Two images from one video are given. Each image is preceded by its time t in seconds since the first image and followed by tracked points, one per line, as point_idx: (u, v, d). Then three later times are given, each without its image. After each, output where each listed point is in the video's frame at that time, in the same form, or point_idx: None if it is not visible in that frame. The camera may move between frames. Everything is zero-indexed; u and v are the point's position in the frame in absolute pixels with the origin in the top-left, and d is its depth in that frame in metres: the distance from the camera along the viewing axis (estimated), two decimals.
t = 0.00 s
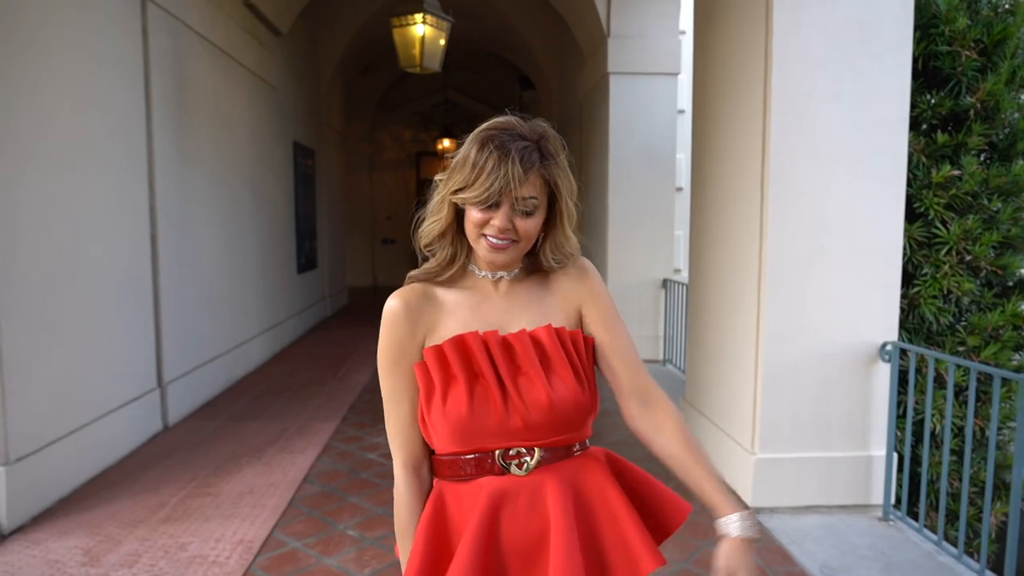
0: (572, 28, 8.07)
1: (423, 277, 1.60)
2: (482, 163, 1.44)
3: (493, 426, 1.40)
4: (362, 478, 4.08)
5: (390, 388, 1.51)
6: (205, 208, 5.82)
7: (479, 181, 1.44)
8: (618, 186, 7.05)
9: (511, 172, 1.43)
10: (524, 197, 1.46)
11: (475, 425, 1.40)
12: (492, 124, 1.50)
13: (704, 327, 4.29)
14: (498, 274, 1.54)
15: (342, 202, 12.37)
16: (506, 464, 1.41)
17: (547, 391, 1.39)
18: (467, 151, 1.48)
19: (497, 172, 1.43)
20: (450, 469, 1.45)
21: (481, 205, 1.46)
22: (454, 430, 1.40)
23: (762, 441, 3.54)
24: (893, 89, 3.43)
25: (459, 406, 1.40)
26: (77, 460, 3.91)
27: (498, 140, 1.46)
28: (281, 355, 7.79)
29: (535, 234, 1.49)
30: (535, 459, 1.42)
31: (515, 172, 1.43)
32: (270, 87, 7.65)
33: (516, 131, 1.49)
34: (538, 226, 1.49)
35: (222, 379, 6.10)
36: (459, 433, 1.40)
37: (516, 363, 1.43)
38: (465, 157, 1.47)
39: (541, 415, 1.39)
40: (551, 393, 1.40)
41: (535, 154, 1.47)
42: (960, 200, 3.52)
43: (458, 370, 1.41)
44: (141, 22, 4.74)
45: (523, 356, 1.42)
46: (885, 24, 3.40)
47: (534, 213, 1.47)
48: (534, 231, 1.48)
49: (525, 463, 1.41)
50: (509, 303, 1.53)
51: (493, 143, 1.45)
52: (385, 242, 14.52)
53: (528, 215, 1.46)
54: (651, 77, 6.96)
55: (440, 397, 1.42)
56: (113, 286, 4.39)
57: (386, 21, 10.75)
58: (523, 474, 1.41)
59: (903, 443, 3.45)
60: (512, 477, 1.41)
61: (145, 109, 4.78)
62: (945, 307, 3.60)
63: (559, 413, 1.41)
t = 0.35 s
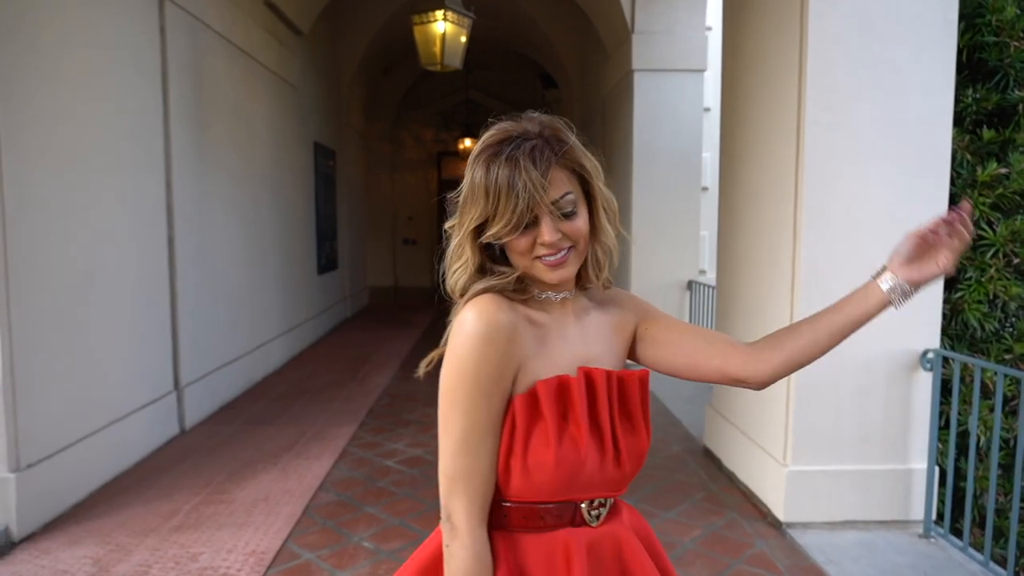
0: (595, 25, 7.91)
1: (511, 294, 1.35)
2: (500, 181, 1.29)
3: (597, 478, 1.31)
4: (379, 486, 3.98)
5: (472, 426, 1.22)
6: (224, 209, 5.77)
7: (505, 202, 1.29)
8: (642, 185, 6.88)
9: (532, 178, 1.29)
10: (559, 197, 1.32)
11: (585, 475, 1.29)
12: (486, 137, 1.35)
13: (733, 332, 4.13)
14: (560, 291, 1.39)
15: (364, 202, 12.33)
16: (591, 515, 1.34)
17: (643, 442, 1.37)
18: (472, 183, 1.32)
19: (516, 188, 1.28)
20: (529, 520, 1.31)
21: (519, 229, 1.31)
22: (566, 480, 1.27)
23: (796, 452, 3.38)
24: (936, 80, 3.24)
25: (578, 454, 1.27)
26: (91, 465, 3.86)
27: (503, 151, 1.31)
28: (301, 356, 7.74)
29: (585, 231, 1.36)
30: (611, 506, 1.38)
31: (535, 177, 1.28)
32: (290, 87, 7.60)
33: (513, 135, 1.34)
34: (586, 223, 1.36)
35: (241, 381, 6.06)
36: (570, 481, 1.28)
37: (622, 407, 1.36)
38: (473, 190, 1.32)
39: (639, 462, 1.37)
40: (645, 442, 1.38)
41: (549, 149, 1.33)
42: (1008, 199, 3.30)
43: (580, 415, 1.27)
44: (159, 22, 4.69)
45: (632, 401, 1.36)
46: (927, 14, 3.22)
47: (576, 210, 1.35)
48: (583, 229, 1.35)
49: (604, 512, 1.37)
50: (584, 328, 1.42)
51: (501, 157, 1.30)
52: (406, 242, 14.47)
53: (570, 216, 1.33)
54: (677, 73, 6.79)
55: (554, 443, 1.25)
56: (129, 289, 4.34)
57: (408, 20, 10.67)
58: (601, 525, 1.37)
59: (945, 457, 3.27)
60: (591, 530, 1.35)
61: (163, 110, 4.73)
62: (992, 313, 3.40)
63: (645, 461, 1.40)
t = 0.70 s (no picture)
0: (603, 23, 7.82)
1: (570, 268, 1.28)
2: (522, 165, 1.23)
3: (678, 482, 1.24)
4: (380, 491, 3.91)
5: (541, 404, 1.10)
6: (227, 209, 5.71)
7: (529, 188, 1.23)
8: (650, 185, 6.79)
9: (561, 156, 1.23)
10: (589, 175, 1.28)
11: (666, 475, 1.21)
12: (501, 115, 1.27)
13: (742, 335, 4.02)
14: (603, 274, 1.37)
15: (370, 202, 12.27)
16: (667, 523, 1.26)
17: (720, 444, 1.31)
18: (492, 167, 1.26)
19: (544, 170, 1.22)
20: (606, 530, 1.22)
21: (550, 215, 1.26)
22: (647, 481, 1.18)
23: (808, 459, 3.28)
24: (954, 76, 3.14)
25: (660, 451, 1.19)
26: (88, 470, 3.80)
27: (520, 132, 1.23)
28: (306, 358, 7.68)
29: (622, 209, 1.32)
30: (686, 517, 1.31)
31: (563, 155, 1.23)
32: (295, 87, 7.54)
33: (532, 110, 1.28)
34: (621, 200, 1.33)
35: (244, 383, 6.00)
36: (650, 483, 1.19)
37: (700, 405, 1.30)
38: (495, 175, 1.25)
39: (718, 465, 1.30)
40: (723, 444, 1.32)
41: (572, 125, 1.27)
42: None
43: (660, 409, 1.20)
44: (160, 20, 4.63)
45: (710, 399, 1.31)
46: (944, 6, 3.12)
47: (609, 186, 1.31)
48: (618, 206, 1.32)
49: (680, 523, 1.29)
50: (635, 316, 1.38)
51: (519, 138, 1.23)
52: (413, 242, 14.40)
53: (604, 194, 1.29)
54: (685, 71, 6.69)
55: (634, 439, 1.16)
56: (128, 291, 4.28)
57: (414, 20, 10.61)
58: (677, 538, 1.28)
59: (964, 464, 3.16)
60: (668, 544, 1.27)
61: (163, 109, 4.67)
62: (1010, 316, 3.30)
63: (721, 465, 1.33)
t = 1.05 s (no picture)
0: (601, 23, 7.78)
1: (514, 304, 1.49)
2: (520, 154, 1.28)
3: (595, 505, 1.30)
4: (373, 495, 3.87)
5: (465, 418, 1.43)
6: (222, 210, 5.69)
7: (522, 177, 1.27)
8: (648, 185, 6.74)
9: (553, 156, 1.26)
10: (582, 184, 1.28)
11: (575, 495, 1.30)
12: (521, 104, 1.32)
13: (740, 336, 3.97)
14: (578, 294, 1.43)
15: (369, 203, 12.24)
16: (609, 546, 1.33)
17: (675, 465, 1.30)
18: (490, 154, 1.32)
19: (533, 165, 1.26)
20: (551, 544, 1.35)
21: (532, 211, 1.28)
22: (547, 499, 1.31)
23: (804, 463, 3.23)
24: (953, 75, 3.08)
25: (551, 470, 1.31)
26: (77, 474, 3.77)
27: (533, 125, 1.28)
28: (303, 359, 7.64)
29: (610, 229, 1.29)
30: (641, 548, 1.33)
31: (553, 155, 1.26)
32: (292, 87, 7.51)
33: (544, 106, 1.31)
34: (615, 220, 1.30)
35: (239, 385, 5.96)
36: (553, 504, 1.31)
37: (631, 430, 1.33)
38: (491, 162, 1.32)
39: (657, 496, 1.30)
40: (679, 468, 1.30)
41: (582, 132, 1.29)
42: None
43: (552, 432, 1.32)
44: (152, 20, 4.60)
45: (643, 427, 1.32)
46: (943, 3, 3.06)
47: (604, 203, 1.29)
48: (609, 225, 1.29)
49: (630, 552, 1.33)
50: (608, 337, 1.42)
51: (527, 128, 1.28)
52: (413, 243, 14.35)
53: (594, 208, 1.28)
54: (684, 71, 6.64)
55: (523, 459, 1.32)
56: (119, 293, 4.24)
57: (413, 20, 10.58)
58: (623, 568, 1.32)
59: (964, 469, 3.10)
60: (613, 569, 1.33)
61: (155, 110, 4.63)
62: (1011, 318, 3.24)
63: (685, 493, 1.31)
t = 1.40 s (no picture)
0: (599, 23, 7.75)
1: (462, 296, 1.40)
2: (508, 126, 1.08)
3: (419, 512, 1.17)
4: (364, 497, 3.85)
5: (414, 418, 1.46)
6: (216, 211, 5.67)
7: (501, 149, 1.08)
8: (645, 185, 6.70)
9: (542, 140, 1.06)
10: (557, 177, 1.08)
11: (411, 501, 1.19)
12: (525, 79, 1.14)
13: (734, 337, 3.94)
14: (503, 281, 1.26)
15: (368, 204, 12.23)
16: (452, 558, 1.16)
17: (447, 491, 1.05)
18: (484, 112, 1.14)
19: (523, 143, 1.07)
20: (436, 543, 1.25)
21: (495, 186, 1.08)
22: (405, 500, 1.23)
23: (797, 467, 3.20)
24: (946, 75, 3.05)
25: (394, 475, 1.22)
26: (68, 476, 3.75)
27: (535, 102, 1.09)
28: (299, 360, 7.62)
29: (563, 233, 1.10)
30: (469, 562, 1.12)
31: (549, 143, 1.06)
32: (289, 88, 7.50)
33: (555, 90, 1.13)
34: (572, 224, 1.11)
35: (233, 386, 5.94)
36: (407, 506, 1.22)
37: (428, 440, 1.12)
38: (482, 120, 1.13)
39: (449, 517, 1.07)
40: (452, 492, 1.05)
41: (580, 127, 1.10)
42: None
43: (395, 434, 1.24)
44: (146, 20, 4.59)
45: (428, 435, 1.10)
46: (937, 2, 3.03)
47: (569, 205, 1.10)
48: (564, 229, 1.10)
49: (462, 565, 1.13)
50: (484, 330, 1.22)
51: (525, 104, 1.09)
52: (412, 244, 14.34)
53: (559, 207, 1.09)
54: (682, 71, 6.61)
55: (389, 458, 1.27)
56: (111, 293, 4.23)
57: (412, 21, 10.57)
58: None
59: (957, 472, 3.07)
60: None
61: (148, 110, 4.62)
62: (1007, 319, 3.20)
63: (468, 521, 1.05)
